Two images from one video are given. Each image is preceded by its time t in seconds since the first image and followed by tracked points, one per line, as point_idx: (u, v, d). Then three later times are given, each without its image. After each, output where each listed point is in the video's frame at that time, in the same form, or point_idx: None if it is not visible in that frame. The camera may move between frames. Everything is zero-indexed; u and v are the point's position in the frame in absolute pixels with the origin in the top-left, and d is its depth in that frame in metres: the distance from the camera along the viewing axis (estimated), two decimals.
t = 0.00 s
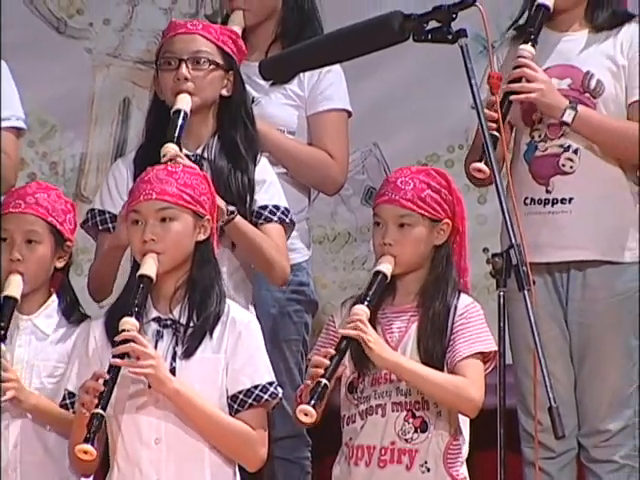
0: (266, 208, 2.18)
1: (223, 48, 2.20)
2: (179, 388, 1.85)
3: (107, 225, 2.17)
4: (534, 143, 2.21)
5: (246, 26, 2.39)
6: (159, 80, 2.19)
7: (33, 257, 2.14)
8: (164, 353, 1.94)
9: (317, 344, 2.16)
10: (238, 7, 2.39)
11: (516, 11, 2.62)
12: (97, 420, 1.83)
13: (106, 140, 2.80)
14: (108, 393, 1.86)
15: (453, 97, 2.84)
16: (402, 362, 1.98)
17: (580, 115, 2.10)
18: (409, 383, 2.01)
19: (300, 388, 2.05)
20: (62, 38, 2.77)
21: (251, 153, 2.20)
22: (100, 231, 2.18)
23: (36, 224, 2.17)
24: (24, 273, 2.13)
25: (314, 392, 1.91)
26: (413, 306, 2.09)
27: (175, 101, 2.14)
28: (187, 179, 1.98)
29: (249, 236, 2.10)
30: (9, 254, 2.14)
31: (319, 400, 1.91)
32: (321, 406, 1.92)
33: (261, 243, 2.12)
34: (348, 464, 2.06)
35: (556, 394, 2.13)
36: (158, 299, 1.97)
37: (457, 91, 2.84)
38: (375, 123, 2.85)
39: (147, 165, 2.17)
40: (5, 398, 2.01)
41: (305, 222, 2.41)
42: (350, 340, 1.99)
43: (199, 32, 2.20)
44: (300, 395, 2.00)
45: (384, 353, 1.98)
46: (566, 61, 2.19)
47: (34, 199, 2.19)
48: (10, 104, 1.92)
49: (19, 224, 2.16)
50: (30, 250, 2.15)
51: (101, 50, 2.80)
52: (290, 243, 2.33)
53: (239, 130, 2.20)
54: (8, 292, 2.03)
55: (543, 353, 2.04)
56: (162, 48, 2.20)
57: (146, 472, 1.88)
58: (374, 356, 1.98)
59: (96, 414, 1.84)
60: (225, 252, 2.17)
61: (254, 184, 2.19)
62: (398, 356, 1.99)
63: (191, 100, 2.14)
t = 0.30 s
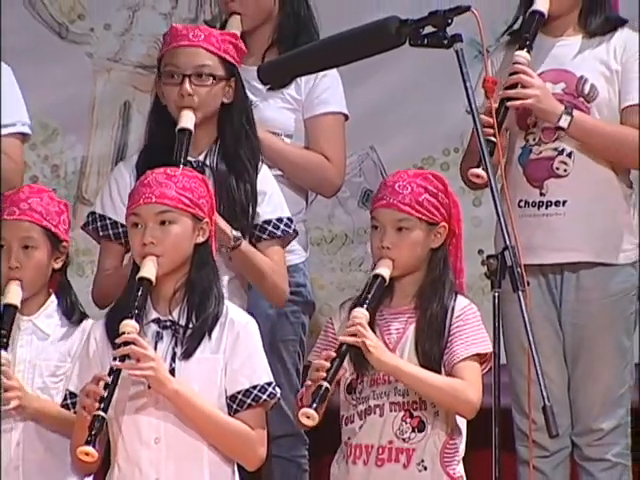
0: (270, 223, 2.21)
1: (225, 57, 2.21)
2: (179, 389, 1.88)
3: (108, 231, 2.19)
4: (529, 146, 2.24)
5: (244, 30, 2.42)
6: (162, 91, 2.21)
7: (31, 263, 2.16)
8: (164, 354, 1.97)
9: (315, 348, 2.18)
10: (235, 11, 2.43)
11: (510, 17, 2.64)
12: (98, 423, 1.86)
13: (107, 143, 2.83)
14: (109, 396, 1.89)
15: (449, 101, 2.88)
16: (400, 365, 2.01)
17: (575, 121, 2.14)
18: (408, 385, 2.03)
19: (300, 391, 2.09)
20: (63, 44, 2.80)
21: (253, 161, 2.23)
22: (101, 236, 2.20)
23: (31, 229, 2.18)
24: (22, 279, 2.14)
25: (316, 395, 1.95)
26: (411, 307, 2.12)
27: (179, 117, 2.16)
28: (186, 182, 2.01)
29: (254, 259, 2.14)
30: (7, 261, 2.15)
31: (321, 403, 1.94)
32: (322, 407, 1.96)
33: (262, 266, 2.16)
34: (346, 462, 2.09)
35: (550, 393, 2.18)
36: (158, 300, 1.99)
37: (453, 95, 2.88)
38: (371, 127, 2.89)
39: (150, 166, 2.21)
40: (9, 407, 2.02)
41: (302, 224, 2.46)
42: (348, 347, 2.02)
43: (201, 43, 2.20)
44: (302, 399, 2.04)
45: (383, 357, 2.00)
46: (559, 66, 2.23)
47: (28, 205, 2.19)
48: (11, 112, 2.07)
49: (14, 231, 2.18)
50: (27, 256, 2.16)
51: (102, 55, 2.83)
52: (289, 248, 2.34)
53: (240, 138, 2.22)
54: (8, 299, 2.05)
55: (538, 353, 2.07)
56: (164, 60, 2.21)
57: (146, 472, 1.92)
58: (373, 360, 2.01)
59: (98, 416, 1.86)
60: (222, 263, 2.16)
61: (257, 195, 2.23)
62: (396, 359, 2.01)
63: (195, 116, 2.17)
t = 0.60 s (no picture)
0: (272, 229, 2.24)
1: (230, 67, 2.24)
2: (178, 386, 1.91)
3: (106, 232, 2.23)
4: (524, 149, 2.26)
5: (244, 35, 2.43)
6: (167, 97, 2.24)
7: (29, 266, 2.18)
8: (163, 353, 2.00)
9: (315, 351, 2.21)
10: (234, 18, 2.44)
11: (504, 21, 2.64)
12: (99, 419, 1.89)
13: (108, 146, 2.87)
14: (110, 395, 1.92)
15: (444, 104, 2.91)
16: (399, 368, 2.04)
17: (570, 124, 2.18)
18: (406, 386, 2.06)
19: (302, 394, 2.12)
20: (65, 48, 2.84)
21: (256, 165, 2.27)
22: (99, 236, 2.24)
23: (29, 233, 2.19)
24: (21, 283, 2.17)
25: (318, 404, 1.99)
26: (409, 308, 2.15)
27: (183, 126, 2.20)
28: (186, 184, 2.04)
29: (253, 268, 2.18)
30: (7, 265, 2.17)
31: (322, 412, 1.98)
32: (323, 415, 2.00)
33: (261, 277, 2.20)
34: (345, 460, 2.12)
35: (545, 391, 2.21)
36: (157, 300, 2.02)
37: (450, 99, 2.91)
38: (367, 130, 2.91)
39: (151, 167, 2.25)
40: (13, 408, 2.06)
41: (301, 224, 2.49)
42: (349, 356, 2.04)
43: (208, 54, 2.22)
44: (303, 402, 2.07)
45: (381, 361, 2.03)
46: (554, 70, 2.25)
47: (24, 208, 2.20)
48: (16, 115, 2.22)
49: (12, 234, 2.19)
50: (25, 260, 2.18)
51: (103, 59, 2.87)
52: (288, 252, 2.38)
53: (243, 146, 2.26)
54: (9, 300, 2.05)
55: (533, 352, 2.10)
56: (169, 67, 2.24)
57: (146, 469, 1.95)
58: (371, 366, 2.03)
59: (99, 412, 1.90)
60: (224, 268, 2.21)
61: (258, 200, 2.25)
62: (394, 362, 2.04)
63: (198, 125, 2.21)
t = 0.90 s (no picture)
0: (270, 230, 2.28)
1: (228, 69, 2.28)
2: (178, 386, 1.94)
3: (108, 233, 2.25)
4: (520, 152, 2.30)
5: (243, 38, 2.47)
6: (166, 99, 2.28)
7: (32, 267, 2.22)
8: (163, 352, 2.03)
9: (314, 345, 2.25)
10: (233, 22, 2.47)
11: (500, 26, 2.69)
12: (100, 418, 1.92)
13: (109, 148, 2.90)
14: (111, 394, 1.95)
15: (441, 106, 2.95)
16: (394, 362, 2.07)
17: (562, 125, 2.21)
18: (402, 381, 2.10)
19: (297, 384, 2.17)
20: (66, 52, 2.86)
21: (254, 170, 2.30)
22: (102, 238, 2.27)
23: (31, 234, 2.23)
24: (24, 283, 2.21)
25: (312, 389, 2.03)
26: (406, 307, 2.19)
27: (182, 128, 2.23)
28: (186, 186, 2.08)
29: (250, 269, 2.21)
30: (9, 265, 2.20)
31: (317, 397, 2.02)
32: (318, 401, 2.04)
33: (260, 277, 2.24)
34: (342, 457, 2.15)
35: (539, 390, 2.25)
36: (158, 300, 2.06)
37: (445, 102, 2.96)
38: (365, 133, 2.94)
39: (151, 169, 2.28)
40: (10, 408, 2.08)
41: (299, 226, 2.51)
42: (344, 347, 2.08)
43: (206, 56, 2.26)
44: (299, 392, 2.11)
45: (376, 353, 2.07)
46: (550, 74, 2.29)
47: (27, 210, 2.24)
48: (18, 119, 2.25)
49: (14, 236, 2.22)
50: (28, 260, 2.22)
51: (104, 63, 2.90)
52: (284, 255, 2.40)
53: (242, 149, 2.29)
54: (10, 302, 2.09)
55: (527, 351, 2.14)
56: (169, 69, 2.28)
57: (146, 467, 1.98)
58: (366, 356, 2.07)
59: (100, 411, 1.93)
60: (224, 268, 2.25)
61: (256, 202, 2.29)
62: (389, 356, 2.08)
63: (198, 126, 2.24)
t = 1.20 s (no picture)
0: (269, 226, 2.31)
1: (227, 70, 2.32)
2: (180, 386, 1.98)
3: (111, 233, 2.29)
4: (517, 153, 2.34)
5: (243, 43, 2.51)
6: (167, 100, 2.32)
7: (36, 272, 2.25)
8: (165, 352, 2.06)
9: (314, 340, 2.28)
10: (235, 26, 2.51)
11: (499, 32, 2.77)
12: (102, 417, 1.96)
13: (111, 151, 2.94)
14: (114, 393, 1.98)
15: (439, 109, 2.99)
16: (392, 355, 2.11)
17: (561, 128, 2.25)
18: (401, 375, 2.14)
19: (296, 378, 2.20)
20: (69, 56, 2.90)
21: (254, 171, 2.35)
22: (105, 239, 2.30)
23: (35, 240, 2.26)
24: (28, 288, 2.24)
25: (312, 375, 2.06)
26: (405, 306, 2.22)
27: (183, 126, 2.27)
28: (187, 188, 2.11)
29: (255, 257, 2.26)
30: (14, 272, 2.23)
31: (318, 382, 2.05)
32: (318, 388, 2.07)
33: (261, 261, 2.27)
34: (341, 455, 2.18)
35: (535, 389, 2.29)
36: (159, 300, 2.09)
37: (441, 105, 2.99)
38: (364, 135, 2.99)
39: (153, 172, 2.31)
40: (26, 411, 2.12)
41: (298, 227, 2.55)
42: (346, 331, 2.12)
43: (205, 56, 2.30)
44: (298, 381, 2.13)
45: (376, 345, 2.11)
46: (547, 78, 2.33)
47: (31, 217, 2.26)
48: (21, 124, 2.29)
49: (18, 242, 2.25)
50: (32, 265, 2.25)
51: (107, 67, 2.94)
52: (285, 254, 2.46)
53: (242, 149, 2.33)
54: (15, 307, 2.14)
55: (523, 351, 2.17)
56: (169, 70, 2.32)
57: (148, 464, 2.02)
58: (365, 347, 2.11)
59: (102, 411, 1.96)
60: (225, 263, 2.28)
61: (256, 200, 2.33)
62: (389, 349, 2.12)
63: (198, 125, 2.28)
